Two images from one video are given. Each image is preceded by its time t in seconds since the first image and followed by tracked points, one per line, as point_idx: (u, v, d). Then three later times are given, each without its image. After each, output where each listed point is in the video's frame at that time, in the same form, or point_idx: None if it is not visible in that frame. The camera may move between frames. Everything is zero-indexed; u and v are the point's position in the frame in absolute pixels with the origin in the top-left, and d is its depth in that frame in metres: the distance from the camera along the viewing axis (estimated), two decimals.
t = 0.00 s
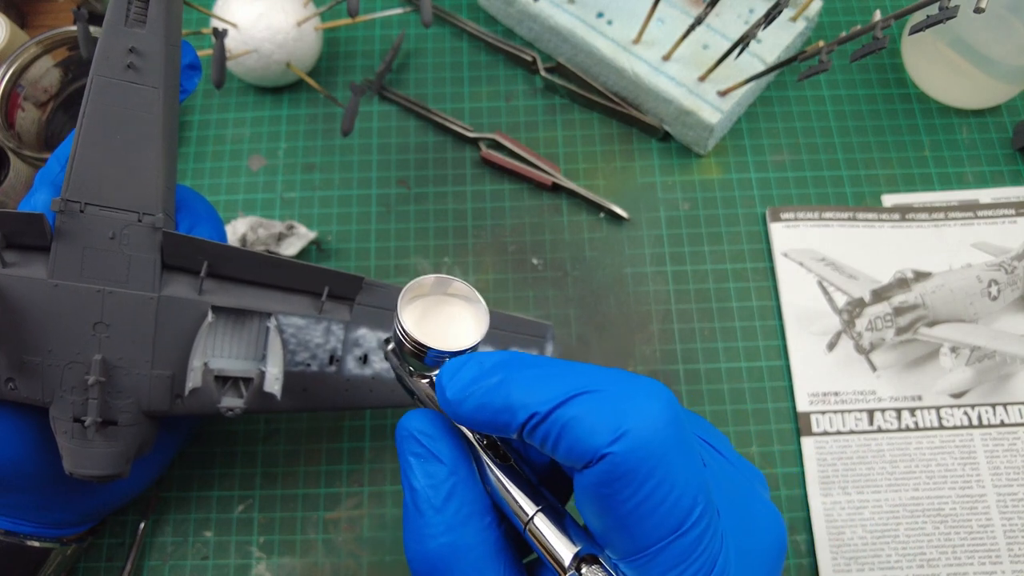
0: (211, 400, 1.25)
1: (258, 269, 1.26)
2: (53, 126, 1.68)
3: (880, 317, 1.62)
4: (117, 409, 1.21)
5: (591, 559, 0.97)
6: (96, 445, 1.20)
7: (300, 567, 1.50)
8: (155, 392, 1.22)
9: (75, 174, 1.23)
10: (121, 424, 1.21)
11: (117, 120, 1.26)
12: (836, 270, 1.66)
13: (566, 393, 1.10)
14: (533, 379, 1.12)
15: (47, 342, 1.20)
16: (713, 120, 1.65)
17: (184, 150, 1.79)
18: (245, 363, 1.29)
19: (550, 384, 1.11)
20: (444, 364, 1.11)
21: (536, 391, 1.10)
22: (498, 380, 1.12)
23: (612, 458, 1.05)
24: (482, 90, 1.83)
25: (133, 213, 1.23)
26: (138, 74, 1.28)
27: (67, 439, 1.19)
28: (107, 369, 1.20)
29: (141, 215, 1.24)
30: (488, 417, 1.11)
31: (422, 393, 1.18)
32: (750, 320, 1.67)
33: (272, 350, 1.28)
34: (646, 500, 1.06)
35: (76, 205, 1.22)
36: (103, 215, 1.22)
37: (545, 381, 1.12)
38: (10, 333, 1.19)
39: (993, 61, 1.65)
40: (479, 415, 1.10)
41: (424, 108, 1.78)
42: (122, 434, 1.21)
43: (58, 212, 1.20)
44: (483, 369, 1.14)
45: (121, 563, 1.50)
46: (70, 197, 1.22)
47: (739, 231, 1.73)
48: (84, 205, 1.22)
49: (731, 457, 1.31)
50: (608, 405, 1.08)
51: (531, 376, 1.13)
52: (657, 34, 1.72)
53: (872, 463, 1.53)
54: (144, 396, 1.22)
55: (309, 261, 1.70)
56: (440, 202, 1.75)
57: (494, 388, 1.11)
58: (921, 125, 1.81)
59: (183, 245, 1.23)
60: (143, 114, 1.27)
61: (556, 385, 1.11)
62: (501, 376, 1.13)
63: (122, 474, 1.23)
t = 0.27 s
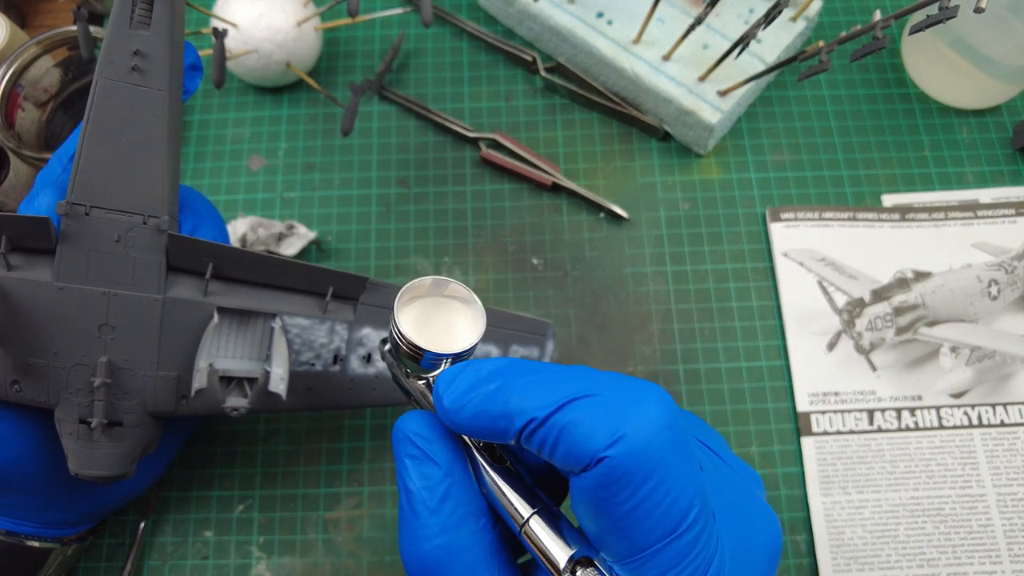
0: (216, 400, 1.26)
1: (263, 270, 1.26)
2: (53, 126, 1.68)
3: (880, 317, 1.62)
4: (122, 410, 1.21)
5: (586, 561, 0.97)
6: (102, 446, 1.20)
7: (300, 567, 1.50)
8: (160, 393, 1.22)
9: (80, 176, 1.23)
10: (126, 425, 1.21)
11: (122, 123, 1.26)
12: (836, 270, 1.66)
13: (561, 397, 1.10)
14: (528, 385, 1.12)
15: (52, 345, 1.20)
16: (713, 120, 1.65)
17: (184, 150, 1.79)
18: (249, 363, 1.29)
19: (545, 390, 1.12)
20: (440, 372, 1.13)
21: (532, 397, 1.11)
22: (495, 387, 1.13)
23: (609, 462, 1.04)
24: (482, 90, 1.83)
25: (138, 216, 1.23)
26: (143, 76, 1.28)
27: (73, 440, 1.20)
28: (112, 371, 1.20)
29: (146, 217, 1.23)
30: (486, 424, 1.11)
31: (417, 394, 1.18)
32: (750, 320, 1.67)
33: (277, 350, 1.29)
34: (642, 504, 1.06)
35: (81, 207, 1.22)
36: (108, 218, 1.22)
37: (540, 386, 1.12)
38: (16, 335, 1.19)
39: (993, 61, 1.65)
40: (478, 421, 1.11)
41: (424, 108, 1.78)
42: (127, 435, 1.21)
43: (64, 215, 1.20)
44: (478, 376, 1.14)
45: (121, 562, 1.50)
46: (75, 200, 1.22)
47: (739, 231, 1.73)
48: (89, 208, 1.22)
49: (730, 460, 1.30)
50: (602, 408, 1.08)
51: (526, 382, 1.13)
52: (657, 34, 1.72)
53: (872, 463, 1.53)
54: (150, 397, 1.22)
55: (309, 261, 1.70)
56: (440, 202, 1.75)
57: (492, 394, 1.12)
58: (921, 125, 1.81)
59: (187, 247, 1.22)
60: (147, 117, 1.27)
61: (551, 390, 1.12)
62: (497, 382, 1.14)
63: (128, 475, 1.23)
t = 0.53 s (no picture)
0: (220, 404, 1.27)
1: (268, 277, 1.25)
2: (53, 126, 1.68)
3: (879, 317, 1.62)
4: (126, 415, 1.21)
5: (568, 552, 0.96)
6: (106, 450, 1.20)
7: (300, 567, 1.50)
8: (165, 398, 1.22)
9: (86, 182, 1.23)
10: (131, 430, 1.21)
11: (129, 129, 1.26)
12: (836, 270, 1.66)
13: (544, 389, 1.11)
14: (512, 379, 1.13)
15: (58, 350, 1.20)
16: (713, 120, 1.65)
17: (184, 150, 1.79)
18: (253, 368, 1.30)
19: (530, 383, 1.12)
20: (428, 369, 1.14)
21: (516, 390, 1.11)
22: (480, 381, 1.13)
23: (591, 452, 1.04)
24: (482, 90, 1.83)
25: (145, 221, 1.23)
26: (149, 82, 1.28)
27: (77, 445, 1.19)
28: (118, 376, 1.20)
29: (152, 223, 1.23)
30: (472, 419, 1.12)
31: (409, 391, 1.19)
32: (750, 320, 1.67)
33: (281, 355, 1.30)
34: (624, 494, 1.06)
35: (87, 213, 1.22)
36: (114, 224, 1.22)
37: (525, 379, 1.13)
38: (21, 340, 1.19)
39: (993, 61, 1.65)
40: (463, 416, 1.11)
41: (424, 108, 1.78)
42: (132, 439, 1.21)
43: (70, 221, 1.20)
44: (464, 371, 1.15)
45: (121, 563, 1.50)
46: (81, 205, 1.22)
47: (739, 231, 1.73)
48: (96, 213, 1.22)
49: (718, 456, 1.31)
50: (584, 399, 1.09)
51: (512, 376, 1.14)
52: (657, 34, 1.71)
53: (872, 463, 1.53)
54: (154, 402, 1.22)
55: (309, 262, 1.70)
56: (440, 202, 1.75)
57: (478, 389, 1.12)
58: (921, 125, 1.81)
59: (192, 253, 1.21)
60: (154, 123, 1.27)
61: (534, 382, 1.12)
62: (483, 377, 1.14)
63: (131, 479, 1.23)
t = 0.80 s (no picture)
0: (221, 404, 1.27)
1: (269, 277, 1.25)
2: (53, 126, 1.68)
3: (880, 317, 1.62)
4: (126, 415, 1.21)
5: (575, 554, 0.97)
6: (106, 450, 1.20)
7: (299, 567, 1.50)
8: (165, 398, 1.22)
9: (86, 182, 1.23)
10: (131, 429, 1.21)
11: (130, 129, 1.26)
12: (836, 270, 1.66)
13: (554, 391, 1.11)
14: (522, 381, 1.13)
15: (58, 350, 1.20)
16: (713, 119, 1.65)
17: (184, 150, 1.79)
18: (253, 368, 1.30)
19: (539, 385, 1.12)
20: (437, 373, 1.14)
21: (526, 392, 1.11)
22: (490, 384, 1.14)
23: (600, 454, 1.05)
24: (482, 90, 1.83)
25: (145, 221, 1.23)
26: (150, 82, 1.28)
27: (77, 445, 1.19)
28: (117, 376, 1.20)
29: (153, 222, 1.23)
30: (481, 421, 1.11)
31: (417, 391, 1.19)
32: (750, 320, 1.67)
33: (282, 355, 1.30)
34: (632, 496, 1.06)
35: (87, 213, 1.22)
36: (115, 223, 1.22)
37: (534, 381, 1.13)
38: (21, 340, 1.19)
39: (993, 61, 1.65)
40: (473, 418, 1.11)
41: (424, 108, 1.78)
42: (131, 439, 1.21)
43: (70, 220, 1.20)
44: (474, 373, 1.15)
45: (121, 562, 1.50)
46: (82, 205, 1.22)
47: (739, 231, 1.73)
48: (96, 213, 1.22)
49: (724, 458, 1.30)
50: (593, 401, 1.09)
51: (521, 378, 1.14)
52: (657, 34, 1.71)
53: (872, 463, 1.53)
54: (154, 402, 1.22)
55: (308, 262, 1.70)
56: (440, 202, 1.75)
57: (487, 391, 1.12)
58: (921, 125, 1.81)
59: (193, 253, 1.22)
60: (154, 123, 1.27)
61: (544, 385, 1.12)
62: (492, 379, 1.14)
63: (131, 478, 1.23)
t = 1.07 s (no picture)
0: (221, 405, 1.27)
1: (270, 277, 1.25)
2: (53, 126, 1.68)
3: (880, 317, 1.62)
4: (126, 415, 1.21)
5: (596, 557, 0.97)
6: (106, 450, 1.20)
7: (299, 567, 1.50)
8: (165, 398, 1.22)
9: (86, 182, 1.23)
10: (130, 429, 1.21)
11: (131, 130, 1.26)
12: (836, 270, 1.66)
13: (577, 396, 1.11)
14: (545, 386, 1.13)
15: (58, 350, 1.20)
16: (712, 119, 1.65)
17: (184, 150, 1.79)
18: (253, 368, 1.31)
19: (562, 390, 1.12)
20: (459, 379, 1.16)
21: (549, 396, 1.11)
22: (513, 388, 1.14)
23: (622, 459, 1.04)
24: (482, 90, 1.83)
25: (145, 221, 1.23)
26: (151, 83, 1.28)
27: (77, 445, 1.19)
28: (117, 376, 1.20)
29: (153, 222, 1.23)
30: (504, 425, 1.12)
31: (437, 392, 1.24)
32: (750, 320, 1.67)
33: (282, 355, 1.31)
34: (654, 501, 1.06)
35: (87, 213, 1.22)
36: (115, 223, 1.22)
37: (557, 386, 1.13)
38: (21, 340, 1.19)
39: (993, 61, 1.65)
40: (496, 422, 1.12)
41: (425, 108, 1.78)
42: (131, 439, 1.21)
43: (71, 220, 1.21)
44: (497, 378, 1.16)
45: (121, 562, 1.50)
46: (82, 205, 1.22)
47: (739, 230, 1.73)
48: (96, 213, 1.22)
49: (738, 464, 1.31)
50: (617, 407, 1.09)
51: (544, 383, 1.14)
52: (658, 34, 1.71)
53: (872, 463, 1.53)
54: (154, 402, 1.22)
55: (308, 262, 1.70)
56: (440, 202, 1.75)
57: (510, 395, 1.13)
58: (921, 125, 1.81)
59: (193, 253, 1.22)
60: (155, 124, 1.27)
61: (566, 390, 1.12)
62: (515, 384, 1.15)
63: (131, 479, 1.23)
